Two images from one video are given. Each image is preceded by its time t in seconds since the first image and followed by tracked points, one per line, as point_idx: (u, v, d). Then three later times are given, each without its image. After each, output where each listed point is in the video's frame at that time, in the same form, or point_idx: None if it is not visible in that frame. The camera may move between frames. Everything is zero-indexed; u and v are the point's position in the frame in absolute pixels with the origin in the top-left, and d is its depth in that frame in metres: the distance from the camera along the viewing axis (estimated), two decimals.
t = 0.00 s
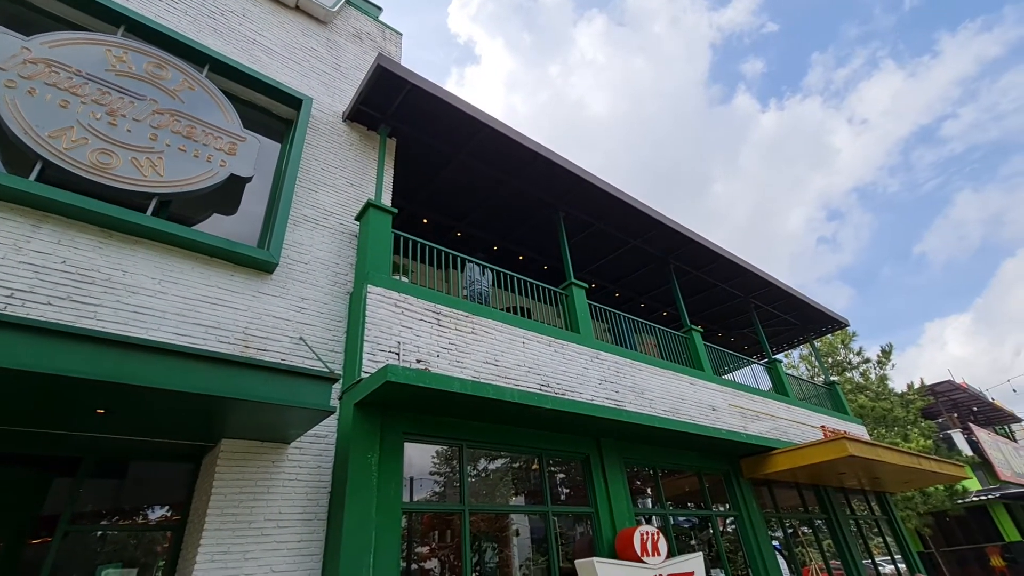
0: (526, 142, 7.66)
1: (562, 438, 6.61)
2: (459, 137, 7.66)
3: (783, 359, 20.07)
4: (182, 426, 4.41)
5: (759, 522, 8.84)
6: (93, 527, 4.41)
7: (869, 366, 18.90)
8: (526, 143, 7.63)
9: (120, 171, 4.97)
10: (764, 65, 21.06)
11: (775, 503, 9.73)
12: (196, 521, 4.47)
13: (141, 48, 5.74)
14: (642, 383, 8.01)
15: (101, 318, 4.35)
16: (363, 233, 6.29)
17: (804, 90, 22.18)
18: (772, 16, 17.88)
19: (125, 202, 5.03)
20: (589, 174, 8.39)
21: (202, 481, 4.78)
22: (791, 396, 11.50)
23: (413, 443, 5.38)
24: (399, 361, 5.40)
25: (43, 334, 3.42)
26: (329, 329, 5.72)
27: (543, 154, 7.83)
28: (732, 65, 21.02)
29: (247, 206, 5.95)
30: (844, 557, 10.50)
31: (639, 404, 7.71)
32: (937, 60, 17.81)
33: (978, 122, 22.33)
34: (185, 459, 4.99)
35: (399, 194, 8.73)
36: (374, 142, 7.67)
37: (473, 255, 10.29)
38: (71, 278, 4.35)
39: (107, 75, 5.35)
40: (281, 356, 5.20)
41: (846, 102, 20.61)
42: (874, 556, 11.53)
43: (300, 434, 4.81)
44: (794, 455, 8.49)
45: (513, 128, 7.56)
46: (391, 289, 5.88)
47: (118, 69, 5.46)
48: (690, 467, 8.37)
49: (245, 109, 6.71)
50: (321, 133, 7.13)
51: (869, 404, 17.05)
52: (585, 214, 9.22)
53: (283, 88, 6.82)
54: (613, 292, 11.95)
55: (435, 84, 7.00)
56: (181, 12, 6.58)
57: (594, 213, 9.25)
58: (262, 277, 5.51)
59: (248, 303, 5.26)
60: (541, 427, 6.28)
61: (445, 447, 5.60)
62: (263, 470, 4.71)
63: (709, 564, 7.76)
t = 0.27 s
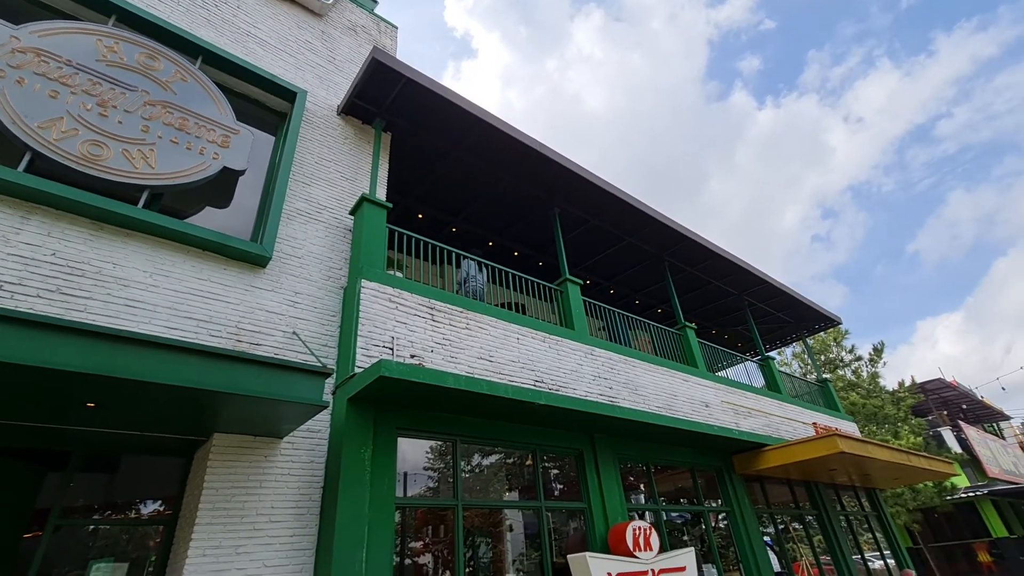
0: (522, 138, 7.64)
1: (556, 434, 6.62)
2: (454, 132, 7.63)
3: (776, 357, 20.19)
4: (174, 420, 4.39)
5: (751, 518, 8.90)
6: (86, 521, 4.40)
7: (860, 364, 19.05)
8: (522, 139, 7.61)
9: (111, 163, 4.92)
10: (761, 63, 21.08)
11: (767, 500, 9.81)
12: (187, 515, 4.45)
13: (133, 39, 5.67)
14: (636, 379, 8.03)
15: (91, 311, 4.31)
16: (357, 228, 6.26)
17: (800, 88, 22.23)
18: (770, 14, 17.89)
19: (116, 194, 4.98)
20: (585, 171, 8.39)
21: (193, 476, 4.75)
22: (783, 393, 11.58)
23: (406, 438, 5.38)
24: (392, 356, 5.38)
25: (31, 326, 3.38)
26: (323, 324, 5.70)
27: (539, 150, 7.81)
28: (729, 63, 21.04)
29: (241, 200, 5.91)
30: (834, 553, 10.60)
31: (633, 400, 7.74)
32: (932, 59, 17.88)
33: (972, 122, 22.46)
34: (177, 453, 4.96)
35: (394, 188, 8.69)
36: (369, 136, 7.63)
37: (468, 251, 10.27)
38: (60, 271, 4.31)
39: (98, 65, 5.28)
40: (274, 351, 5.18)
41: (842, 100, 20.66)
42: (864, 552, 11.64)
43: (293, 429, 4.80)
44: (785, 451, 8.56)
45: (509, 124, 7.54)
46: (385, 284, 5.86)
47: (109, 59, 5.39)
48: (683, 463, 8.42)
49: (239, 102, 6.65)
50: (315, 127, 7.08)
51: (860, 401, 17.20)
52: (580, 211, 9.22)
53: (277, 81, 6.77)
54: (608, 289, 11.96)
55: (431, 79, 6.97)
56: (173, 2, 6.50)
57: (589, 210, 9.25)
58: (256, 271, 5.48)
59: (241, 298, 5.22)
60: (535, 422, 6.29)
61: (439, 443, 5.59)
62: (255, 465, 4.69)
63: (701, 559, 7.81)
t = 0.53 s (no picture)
0: (519, 125, 7.58)
1: (550, 423, 6.66)
2: (451, 118, 7.56)
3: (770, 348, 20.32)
4: (167, 404, 4.38)
5: (742, 506, 9.01)
6: (81, 505, 4.40)
7: (853, 356, 19.21)
8: (519, 126, 7.55)
9: (101, 144, 4.85)
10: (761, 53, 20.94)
11: (758, 488, 9.92)
12: (181, 499, 4.45)
13: (124, 18, 5.56)
14: (630, 368, 8.07)
15: (82, 294, 4.27)
16: (353, 213, 6.21)
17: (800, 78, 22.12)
18: (771, 3, 17.73)
19: (107, 176, 4.91)
20: (583, 159, 8.34)
21: (187, 460, 4.75)
22: (776, 383, 11.67)
23: (401, 425, 5.39)
24: (387, 343, 5.37)
25: (20, 308, 3.35)
26: (317, 310, 5.67)
27: (536, 137, 7.75)
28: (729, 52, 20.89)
29: (234, 184, 5.84)
30: (822, 541, 10.76)
31: (627, 389, 7.78)
32: (933, 51, 17.81)
33: (970, 116, 22.45)
34: (171, 438, 4.95)
35: (389, 175, 8.62)
36: (364, 120, 7.55)
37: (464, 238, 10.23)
38: (51, 253, 4.26)
39: (88, 44, 5.18)
40: (268, 336, 5.16)
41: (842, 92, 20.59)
42: (852, 540, 11.82)
43: (287, 414, 4.79)
44: (777, 440, 8.64)
45: (506, 110, 7.47)
46: (380, 271, 5.84)
47: (99, 38, 5.29)
48: (675, 452, 8.50)
49: (232, 84, 6.56)
50: (310, 111, 6.99)
51: (852, 392, 17.36)
52: (577, 199, 9.18)
53: (271, 63, 6.67)
54: (604, 279, 11.96)
55: (427, 63, 6.88)
56: None
57: (586, 199, 9.21)
58: (249, 256, 5.44)
59: (234, 282, 5.19)
60: (529, 410, 6.32)
61: (433, 430, 5.61)
62: (249, 450, 4.69)
63: (692, 546, 7.91)
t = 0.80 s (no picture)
0: (517, 93, 7.41)
1: (544, 394, 6.72)
2: (448, 85, 7.38)
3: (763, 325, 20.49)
4: (160, 369, 4.38)
5: (729, 477, 9.21)
6: (78, 469, 4.43)
7: (844, 334, 19.41)
8: (517, 94, 7.39)
9: (87, 103, 4.71)
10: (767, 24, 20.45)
11: (745, 460, 10.13)
12: (176, 462, 4.49)
13: None
14: (623, 341, 8.12)
15: (71, 256, 4.22)
16: (346, 180, 6.11)
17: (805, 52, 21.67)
18: None
19: (93, 137, 4.79)
20: (581, 130, 8.20)
21: (181, 424, 4.78)
22: (767, 359, 11.80)
23: (395, 393, 5.43)
24: (381, 311, 5.35)
25: (7, 269, 3.30)
26: (311, 278, 5.63)
27: (534, 106, 7.60)
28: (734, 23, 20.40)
29: (225, 147, 5.72)
30: (805, 512, 11.08)
31: (620, 362, 7.84)
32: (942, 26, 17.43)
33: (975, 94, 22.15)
34: (165, 402, 4.96)
35: (385, 142, 8.47)
36: (359, 85, 7.36)
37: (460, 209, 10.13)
38: (38, 214, 4.18)
39: None
40: (261, 303, 5.13)
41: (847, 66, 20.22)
42: (834, 511, 12.17)
43: (281, 380, 4.80)
44: (766, 415, 8.78)
45: (504, 78, 7.30)
46: (374, 239, 5.78)
47: None
48: (666, 424, 8.64)
49: (222, 44, 6.35)
50: (303, 73, 6.80)
51: (841, 369, 17.60)
52: (575, 171, 9.07)
53: (262, 22, 6.45)
54: (600, 253, 11.93)
55: (424, 26, 6.67)
56: None
57: (584, 171, 9.10)
58: (241, 222, 5.36)
59: (227, 248, 5.13)
60: (522, 381, 6.37)
61: (427, 399, 5.65)
62: (243, 415, 4.72)
63: (679, 515, 8.11)
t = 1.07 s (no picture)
0: (517, 83, 7.35)
1: (540, 387, 6.72)
2: (447, 74, 7.31)
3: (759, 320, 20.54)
4: (153, 356, 4.33)
5: (723, 471, 9.25)
6: (72, 457, 4.40)
7: (840, 331, 19.48)
8: (516, 85, 7.33)
9: (79, 85, 4.64)
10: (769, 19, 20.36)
11: (739, 455, 10.17)
12: (168, 450, 4.46)
13: None
14: (620, 334, 8.11)
15: (62, 241, 4.16)
16: (343, 169, 6.05)
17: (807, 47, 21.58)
18: None
19: (85, 120, 4.71)
20: (581, 122, 8.15)
21: (174, 412, 4.74)
22: (763, 354, 11.82)
23: (390, 384, 5.40)
24: (377, 301, 5.31)
25: None
26: (306, 267, 5.58)
27: (533, 97, 7.54)
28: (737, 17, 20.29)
29: (220, 133, 5.64)
30: (798, 506, 11.15)
31: (616, 355, 7.83)
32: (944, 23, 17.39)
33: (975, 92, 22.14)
34: (158, 391, 4.91)
35: (382, 132, 8.40)
36: (356, 72, 7.28)
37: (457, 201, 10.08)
38: (29, 198, 4.12)
39: None
40: (256, 291, 5.08)
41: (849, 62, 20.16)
42: (826, 506, 12.25)
43: (275, 369, 4.77)
44: (761, 409, 8.81)
45: (503, 67, 7.23)
46: (371, 228, 5.73)
47: None
48: (661, 418, 8.65)
49: (218, 28, 6.26)
50: (300, 60, 6.72)
51: (836, 366, 17.68)
52: (574, 164, 9.02)
53: (258, 7, 6.36)
54: (597, 246, 11.90)
55: (423, 14, 6.59)
56: None
57: (583, 164, 9.06)
58: (236, 209, 5.30)
59: (221, 235, 5.07)
60: (518, 373, 6.37)
61: (422, 389, 5.63)
62: (237, 403, 4.69)
63: (672, 508, 8.14)
